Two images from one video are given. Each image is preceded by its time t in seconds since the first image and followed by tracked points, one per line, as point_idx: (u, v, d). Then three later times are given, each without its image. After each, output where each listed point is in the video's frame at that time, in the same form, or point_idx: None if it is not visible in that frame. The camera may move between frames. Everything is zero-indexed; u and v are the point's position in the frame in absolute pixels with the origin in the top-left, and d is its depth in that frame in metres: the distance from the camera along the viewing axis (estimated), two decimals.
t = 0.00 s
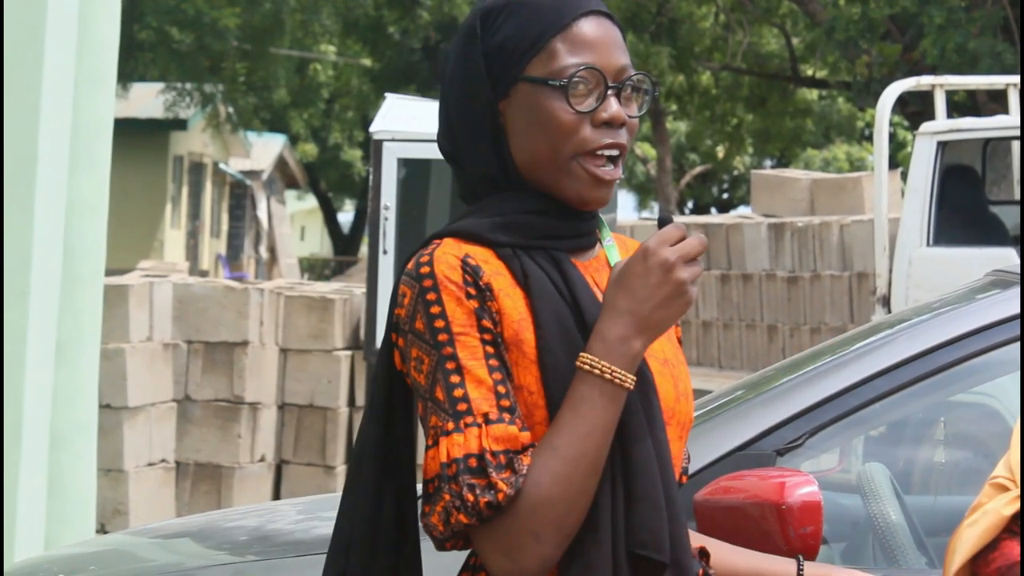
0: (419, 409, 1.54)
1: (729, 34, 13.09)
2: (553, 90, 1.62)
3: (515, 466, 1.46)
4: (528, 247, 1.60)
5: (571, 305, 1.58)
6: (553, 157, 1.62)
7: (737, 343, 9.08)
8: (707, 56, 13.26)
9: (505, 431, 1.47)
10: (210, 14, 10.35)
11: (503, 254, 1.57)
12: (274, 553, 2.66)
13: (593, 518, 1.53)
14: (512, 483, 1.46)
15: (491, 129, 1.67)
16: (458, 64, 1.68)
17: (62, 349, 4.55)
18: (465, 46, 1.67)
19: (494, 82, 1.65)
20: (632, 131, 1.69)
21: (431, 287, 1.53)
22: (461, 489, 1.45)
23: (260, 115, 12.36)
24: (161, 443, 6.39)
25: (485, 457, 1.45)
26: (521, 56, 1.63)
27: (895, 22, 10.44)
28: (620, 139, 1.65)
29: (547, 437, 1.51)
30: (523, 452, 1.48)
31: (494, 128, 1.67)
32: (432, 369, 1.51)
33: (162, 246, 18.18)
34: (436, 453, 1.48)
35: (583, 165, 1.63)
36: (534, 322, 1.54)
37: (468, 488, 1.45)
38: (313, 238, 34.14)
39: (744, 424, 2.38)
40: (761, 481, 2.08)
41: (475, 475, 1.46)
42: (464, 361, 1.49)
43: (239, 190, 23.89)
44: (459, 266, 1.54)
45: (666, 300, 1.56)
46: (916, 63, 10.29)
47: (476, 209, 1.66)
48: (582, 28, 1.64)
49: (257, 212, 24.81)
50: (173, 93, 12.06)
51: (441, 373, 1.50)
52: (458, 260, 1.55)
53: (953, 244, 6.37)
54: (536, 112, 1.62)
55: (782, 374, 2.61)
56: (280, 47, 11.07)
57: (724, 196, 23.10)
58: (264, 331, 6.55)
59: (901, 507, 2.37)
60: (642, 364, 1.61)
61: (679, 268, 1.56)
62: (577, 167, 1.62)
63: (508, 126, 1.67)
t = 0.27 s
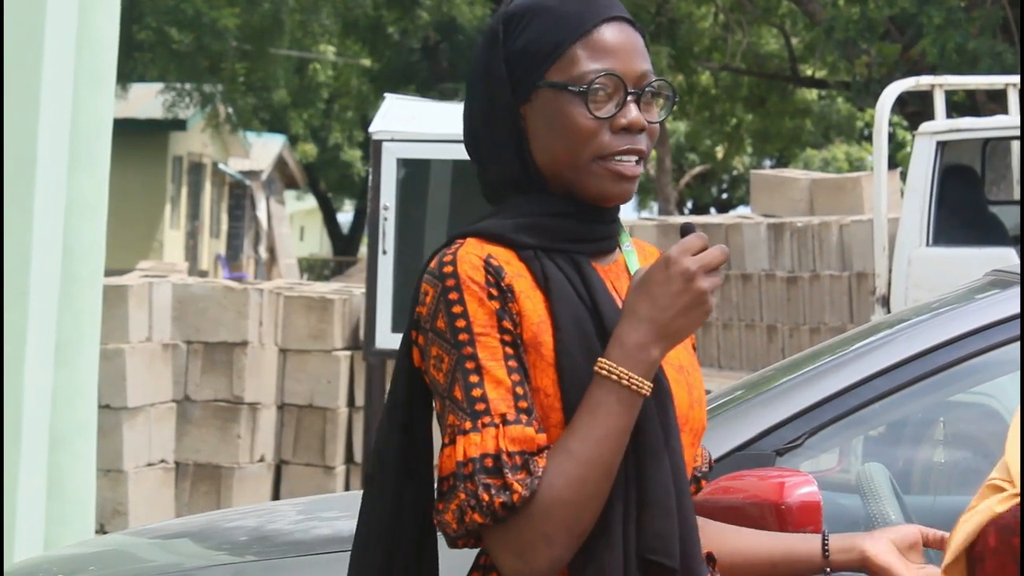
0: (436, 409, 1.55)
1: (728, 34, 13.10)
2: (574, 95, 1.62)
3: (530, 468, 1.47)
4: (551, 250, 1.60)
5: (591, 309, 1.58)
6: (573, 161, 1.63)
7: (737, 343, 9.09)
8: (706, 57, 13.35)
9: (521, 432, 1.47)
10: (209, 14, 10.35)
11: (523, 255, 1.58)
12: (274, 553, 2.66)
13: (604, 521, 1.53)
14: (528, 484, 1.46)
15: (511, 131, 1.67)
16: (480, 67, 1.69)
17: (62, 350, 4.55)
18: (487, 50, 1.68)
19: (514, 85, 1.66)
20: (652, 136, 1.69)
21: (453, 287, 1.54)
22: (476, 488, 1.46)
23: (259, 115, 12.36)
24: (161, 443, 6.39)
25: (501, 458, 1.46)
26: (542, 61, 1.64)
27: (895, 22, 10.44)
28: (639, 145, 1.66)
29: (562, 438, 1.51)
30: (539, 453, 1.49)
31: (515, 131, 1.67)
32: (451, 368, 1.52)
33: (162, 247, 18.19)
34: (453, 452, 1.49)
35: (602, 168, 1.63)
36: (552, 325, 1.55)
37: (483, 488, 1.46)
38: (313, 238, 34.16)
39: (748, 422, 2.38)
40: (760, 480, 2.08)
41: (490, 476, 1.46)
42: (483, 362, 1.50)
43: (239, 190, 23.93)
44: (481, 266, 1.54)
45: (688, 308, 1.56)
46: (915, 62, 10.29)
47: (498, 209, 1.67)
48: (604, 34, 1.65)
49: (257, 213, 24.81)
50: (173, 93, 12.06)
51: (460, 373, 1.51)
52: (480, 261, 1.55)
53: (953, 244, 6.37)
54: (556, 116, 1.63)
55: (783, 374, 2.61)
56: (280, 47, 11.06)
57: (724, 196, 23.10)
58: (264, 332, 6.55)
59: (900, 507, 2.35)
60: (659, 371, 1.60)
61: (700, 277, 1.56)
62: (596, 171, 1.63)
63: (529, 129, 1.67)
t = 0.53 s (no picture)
0: (440, 407, 1.55)
1: (728, 34, 13.11)
2: (579, 97, 1.62)
3: (535, 465, 1.47)
4: (557, 249, 1.60)
5: (596, 310, 1.58)
6: (576, 163, 1.63)
7: (737, 343, 9.11)
8: (706, 57, 13.36)
9: (526, 430, 1.47)
10: (209, 14, 10.35)
11: (527, 254, 1.57)
12: (273, 553, 2.66)
13: (610, 521, 1.54)
14: (533, 482, 1.46)
15: (516, 130, 1.67)
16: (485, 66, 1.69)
17: (61, 350, 4.54)
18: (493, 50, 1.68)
19: (520, 85, 1.66)
20: (655, 139, 1.69)
21: (458, 284, 1.54)
22: (482, 486, 1.46)
23: (258, 115, 12.36)
24: (160, 443, 6.39)
25: (506, 456, 1.46)
26: (548, 62, 1.63)
27: (895, 22, 10.44)
28: (643, 149, 1.66)
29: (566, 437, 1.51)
30: (543, 452, 1.49)
31: (521, 130, 1.67)
32: (457, 366, 1.51)
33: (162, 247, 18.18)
34: (457, 450, 1.49)
35: (606, 170, 1.63)
36: (556, 324, 1.55)
37: (489, 486, 1.45)
38: (312, 238, 34.17)
39: (748, 422, 2.38)
40: (760, 481, 2.08)
41: (496, 473, 1.46)
42: (489, 360, 1.50)
43: (239, 189, 23.93)
44: (486, 264, 1.54)
45: (694, 307, 1.57)
46: (915, 63, 10.29)
47: (502, 207, 1.67)
48: (610, 36, 1.65)
49: (256, 213, 24.82)
50: (173, 93, 12.05)
51: (466, 371, 1.50)
52: (486, 259, 1.55)
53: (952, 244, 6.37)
54: (559, 118, 1.63)
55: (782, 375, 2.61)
56: (280, 47, 11.06)
57: (723, 196, 23.09)
58: (264, 331, 6.55)
59: (900, 507, 2.37)
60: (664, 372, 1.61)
61: (707, 277, 1.57)
62: (600, 174, 1.63)
63: (533, 129, 1.67)
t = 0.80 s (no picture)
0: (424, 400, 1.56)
1: (727, 34, 13.11)
2: (568, 86, 1.63)
3: (512, 462, 1.47)
4: (546, 246, 1.60)
5: (584, 307, 1.59)
6: (568, 153, 1.63)
7: (736, 343, 9.10)
8: (705, 57, 13.36)
9: (506, 426, 1.48)
10: (208, 14, 10.35)
11: (518, 251, 1.58)
12: (273, 553, 2.66)
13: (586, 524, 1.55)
14: (508, 478, 1.46)
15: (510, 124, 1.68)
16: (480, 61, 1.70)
17: (61, 350, 4.54)
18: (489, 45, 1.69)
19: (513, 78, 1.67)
20: (651, 129, 1.69)
21: (445, 278, 1.54)
22: (456, 481, 1.46)
23: (258, 115, 12.36)
24: (160, 443, 6.39)
25: (484, 452, 1.46)
26: (538, 52, 1.64)
27: (894, 22, 10.44)
28: (637, 138, 1.66)
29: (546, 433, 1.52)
30: (521, 449, 1.49)
31: (514, 125, 1.68)
32: (440, 360, 1.52)
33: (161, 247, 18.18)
34: (436, 445, 1.49)
35: (598, 160, 1.63)
36: (543, 321, 1.55)
37: (463, 481, 1.46)
38: (312, 238, 34.18)
39: (746, 422, 2.38)
40: (759, 481, 2.08)
41: (472, 469, 1.46)
42: (471, 355, 1.50)
43: (239, 189, 23.94)
44: (474, 258, 1.55)
45: (673, 310, 1.56)
46: (914, 62, 10.29)
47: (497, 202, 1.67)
48: (601, 25, 1.65)
49: (256, 213, 24.82)
50: (172, 93, 12.05)
51: (448, 365, 1.51)
52: (473, 253, 1.55)
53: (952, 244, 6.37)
54: (550, 107, 1.64)
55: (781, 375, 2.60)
56: (280, 47, 11.06)
57: (723, 196, 23.09)
58: (263, 331, 6.55)
59: (900, 507, 2.38)
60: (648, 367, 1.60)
61: (693, 277, 1.57)
62: (591, 163, 1.63)
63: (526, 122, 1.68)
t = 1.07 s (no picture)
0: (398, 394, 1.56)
1: (727, 34, 13.12)
2: (552, 73, 1.63)
3: (484, 458, 1.47)
4: (527, 241, 1.61)
5: (561, 304, 1.59)
6: (553, 142, 1.63)
7: (736, 343, 9.07)
8: (705, 57, 13.36)
9: (479, 422, 1.47)
10: (208, 14, 10.35)
11: (499, 247, 1.58)
12: (272, 553, 2.66)
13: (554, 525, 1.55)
14: (479, 475, 1.46)
15: (496, 118, 1.69)
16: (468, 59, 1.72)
17: (61, 350, 4.54)
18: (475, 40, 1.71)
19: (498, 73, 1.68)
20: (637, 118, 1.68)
21: (422, 272, 1.54)
22: (428, 476, 1.46)
23: (258, 115, 12.35)
24: (160, 443, 6.39)
25: (456, 447, 1.46)
26: (522, 42, 1.65)
27: (894, 22, 10.45)
28: (623, 125, 1.65)
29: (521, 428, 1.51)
30: (494, 444, 1.48)
31: (500, 119, 1.69)
32: (414, 354, 1.52)
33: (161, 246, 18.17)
34: (408, 439, 1.49)
35: (583, 149, 1.63)
36: (519, 317, 1.55)
37: (435, 476, 1.46)
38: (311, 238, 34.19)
39: (745, 422, 2.38)
40: (759, 481, 2.08)
41: (444, 463, 1.46)
42: (446, 349, 1.50)
43: (239, 189, 23.93)
44: (452, 253, 1.55)
45: (652, 308, 1.54)
46: (914, 62, 10.29)
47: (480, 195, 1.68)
48: (583, 14, 1.67)
49: (256, 213, 24.82)
50: (172, 93, 12.05)
51: (423, 358, 1.51)
52: (452, 247, 1.55)
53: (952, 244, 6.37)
54: (534, 96, 1.64)
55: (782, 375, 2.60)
56: (280, 47, 11.06)
57: (723, 196, 23.08)
58: (263, 331, 6.55)
59: (899, 507, 2.38)
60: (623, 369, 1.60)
61: (671, 277, 1.55)
62: (576, 150, 1.63)
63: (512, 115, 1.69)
